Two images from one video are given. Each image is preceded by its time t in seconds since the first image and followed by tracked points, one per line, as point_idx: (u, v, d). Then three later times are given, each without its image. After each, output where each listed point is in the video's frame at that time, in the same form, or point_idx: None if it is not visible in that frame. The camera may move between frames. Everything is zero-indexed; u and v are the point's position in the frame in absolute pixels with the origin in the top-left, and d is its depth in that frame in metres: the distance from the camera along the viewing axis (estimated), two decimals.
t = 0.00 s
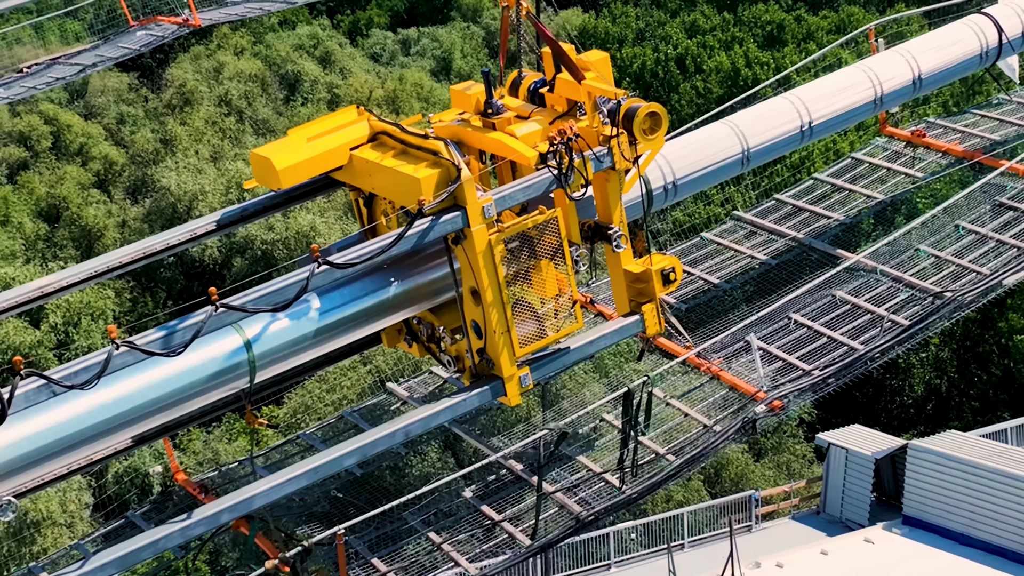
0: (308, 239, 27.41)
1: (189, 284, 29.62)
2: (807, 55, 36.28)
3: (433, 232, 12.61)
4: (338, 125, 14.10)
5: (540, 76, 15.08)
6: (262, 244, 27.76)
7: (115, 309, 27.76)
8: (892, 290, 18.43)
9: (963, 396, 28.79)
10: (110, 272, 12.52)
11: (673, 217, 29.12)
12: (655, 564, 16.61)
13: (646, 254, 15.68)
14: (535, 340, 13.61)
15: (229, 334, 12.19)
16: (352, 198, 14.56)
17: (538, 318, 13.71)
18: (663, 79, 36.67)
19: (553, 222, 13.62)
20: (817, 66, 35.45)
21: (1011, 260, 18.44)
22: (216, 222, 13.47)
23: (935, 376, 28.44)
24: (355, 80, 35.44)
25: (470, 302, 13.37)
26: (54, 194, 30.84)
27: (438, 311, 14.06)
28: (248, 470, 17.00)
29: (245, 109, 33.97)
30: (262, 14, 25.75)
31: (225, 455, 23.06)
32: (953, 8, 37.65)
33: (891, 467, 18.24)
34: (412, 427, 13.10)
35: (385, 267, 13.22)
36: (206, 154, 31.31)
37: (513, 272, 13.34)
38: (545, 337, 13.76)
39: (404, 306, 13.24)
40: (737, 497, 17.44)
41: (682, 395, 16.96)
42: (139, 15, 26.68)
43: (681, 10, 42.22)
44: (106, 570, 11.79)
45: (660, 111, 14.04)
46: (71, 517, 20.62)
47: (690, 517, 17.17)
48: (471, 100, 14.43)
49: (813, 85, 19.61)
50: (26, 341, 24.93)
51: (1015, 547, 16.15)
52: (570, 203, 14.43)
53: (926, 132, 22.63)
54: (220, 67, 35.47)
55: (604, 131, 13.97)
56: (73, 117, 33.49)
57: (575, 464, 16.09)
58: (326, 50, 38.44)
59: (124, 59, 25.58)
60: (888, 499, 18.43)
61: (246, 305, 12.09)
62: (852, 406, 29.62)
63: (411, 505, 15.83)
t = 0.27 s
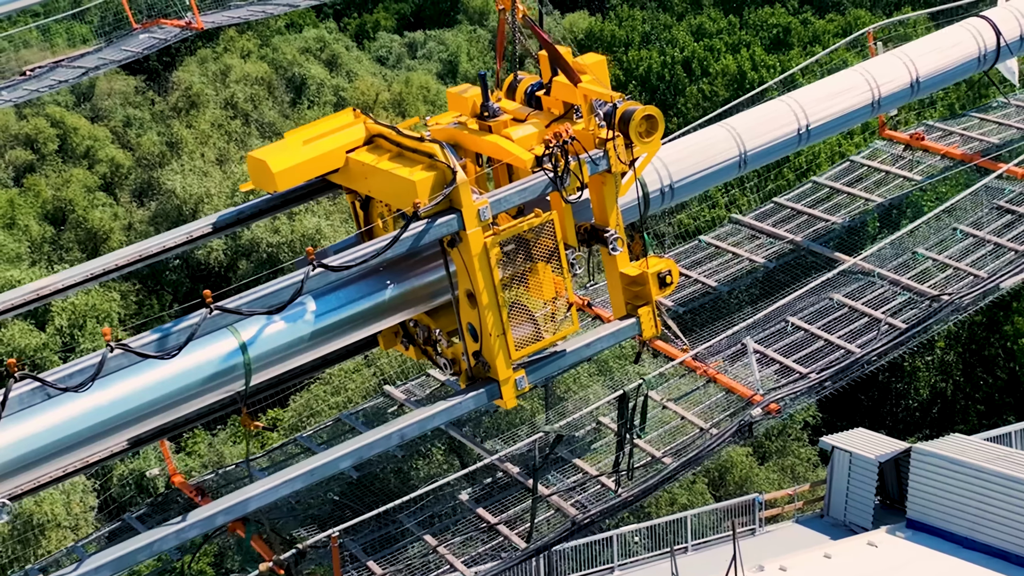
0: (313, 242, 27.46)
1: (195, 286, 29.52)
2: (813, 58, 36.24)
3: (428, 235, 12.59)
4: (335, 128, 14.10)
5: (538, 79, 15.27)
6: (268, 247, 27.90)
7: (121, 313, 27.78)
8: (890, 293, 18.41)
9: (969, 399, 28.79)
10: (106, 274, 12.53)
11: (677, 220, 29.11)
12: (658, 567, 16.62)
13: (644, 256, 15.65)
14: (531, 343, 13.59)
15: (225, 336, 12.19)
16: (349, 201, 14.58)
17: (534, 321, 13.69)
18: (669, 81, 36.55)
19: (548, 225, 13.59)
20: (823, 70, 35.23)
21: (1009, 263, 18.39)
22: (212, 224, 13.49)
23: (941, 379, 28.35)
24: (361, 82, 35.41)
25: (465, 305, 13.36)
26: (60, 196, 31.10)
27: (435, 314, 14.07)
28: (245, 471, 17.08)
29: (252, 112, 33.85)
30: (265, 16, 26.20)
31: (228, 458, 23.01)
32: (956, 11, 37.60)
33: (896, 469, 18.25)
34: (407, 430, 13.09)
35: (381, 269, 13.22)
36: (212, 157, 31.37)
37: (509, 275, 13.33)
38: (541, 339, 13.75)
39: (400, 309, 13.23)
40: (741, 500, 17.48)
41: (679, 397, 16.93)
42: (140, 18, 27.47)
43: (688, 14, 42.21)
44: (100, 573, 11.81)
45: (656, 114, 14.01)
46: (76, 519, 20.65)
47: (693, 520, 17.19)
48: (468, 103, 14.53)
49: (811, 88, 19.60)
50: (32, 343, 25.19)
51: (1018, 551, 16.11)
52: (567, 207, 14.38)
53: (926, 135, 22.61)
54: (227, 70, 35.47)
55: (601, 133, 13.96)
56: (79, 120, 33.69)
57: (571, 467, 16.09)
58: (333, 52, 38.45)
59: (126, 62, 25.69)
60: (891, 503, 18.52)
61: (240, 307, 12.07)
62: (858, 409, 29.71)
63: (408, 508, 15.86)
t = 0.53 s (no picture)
0: (318, 244, 27.66)
1: (199, 289, 29.27)
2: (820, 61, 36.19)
3: (424, 238, 12.60)
4: (331, 131, 14.08)
5: (534, 82, 15.12)
6: (273, 250, 28.10)
7: (125, 315, 27.85)
8: (887, 296, 18.38)
9: (974, 402, 28.50)
10: (102, 277, 12.60)
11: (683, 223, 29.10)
12: (661, 570, 16.54)
13: (640, 259, 15.63)
14: (526, 346, 13.61)
15: (221, 338, 12.20)
16: (344, 203, 14.57)
17: (530, 324, 13.75)
18: (676, 83, 36.36)
19: (544, 228, 13.62)
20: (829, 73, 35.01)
21: (1007, 265, 18.31)
22: (208, 226, 13.49)
23: (946, 383, 28.16)
24: (367, 85, 35.42)
25: (462, 307, 13.35)
26: (66, 199, 30.83)
27: (431, 316, 14.07)
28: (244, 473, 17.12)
29: (257, 115, 34.01)
30: (266, 19, 26.83)
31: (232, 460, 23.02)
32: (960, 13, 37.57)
33: (899, 472, 17.95)
34: (403, 433, 13.08)
35: (377, 272, 13.23)
36: (217, 159, 31.49)
37: (505, 278, 13.34)
38: (537, 342, 13.76)
39: (397, 312, 13.24)
40: (745, 503, 17.30)
41: (675, 401, 16.97)
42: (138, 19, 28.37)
43: (694, 16, 42.21)
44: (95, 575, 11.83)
45: (652, 117, 13.97)
46: (80, 522, 20.68)
47: (697, 523, 17.06)
48: (464, 106, 14.50)
49: (807, 91, 19.60)
50: (38, 345, 24.98)
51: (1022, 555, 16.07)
52: (562, 209, 14.36)
53: (924, 138, 22.61)
54: (234, 74, 35.51)
55: (597, 136, 13.98)
56: (86, 123, 33.39)
57: (568, 470, 16.06)
58: (339, 55, 38.53)
59: (128, 65, 25.49)
60: (896, 506, 18.22)
61: (235, 310, 12.07)
62: (864, 412, 29.92)
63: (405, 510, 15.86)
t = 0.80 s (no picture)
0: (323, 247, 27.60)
1: (205, 292, 29.24)
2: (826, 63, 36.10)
3: (420, 240, 12.61)
4: (328, 134, 14.08)
5: (532, 84, 15.14)
6: (279, 254, 28.03)
7: (131, 318, 27.78)
8: (885, 299, 18.37)
9: (979, 405, 27.98)
10: (98, 279, 12.61)
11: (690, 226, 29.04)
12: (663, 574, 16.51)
13: (637, 262, 15.59)
14: (522, 349, 13.58)
15: (217, 340, 12.20)
16: (341, 205, 14.56)
17: (526, 327, 13.68)
18: (682, 86, 36.26)
19: (541, 230, 13.60)
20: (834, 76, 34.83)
21: (1005, 269, 18.34)
22: (205, 229, 13.48)
23: (951, 386, 27.79)
24: (373, 88, 35.40)
25: (457, 310, 13.34)
26: (73, 202, 30.86)
27: (427, 319, 14.04)
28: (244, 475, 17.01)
29: (262, 118, 33.99)
30: (267, 22, 26.72)
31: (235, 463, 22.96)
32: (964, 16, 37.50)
33: (903, 476, 18.14)
34: (399, 435, 13.08)
35: (373, 274, 13.22)
36: (223, 162, 31.44)
37: (500, 280, 13.32)
38: (534, 344, 13.74)
39: (393, 314, 13.23)
40: (748, 506, 17.17)
41: (673, 404, 16.95)
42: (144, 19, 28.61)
43: (700, 19, 42.15)
44: None
45: (648, 120, 13.87)
46: (84, 524, 20.66)
47: (701, 526, 16.94)
48: (461, 109, 14.49)
49: (805, 94, 19.60)
50: (42, 348, 25.16)
51: None
52: (558, 212, 14.36)
53: (923, 141, 22.59)
54: (240, 76, 35.44)
55: (593, 139, 13.98)
56: (93, 126, 33.40)
57: (565, 473, 15.96)
58: (346, 58, 38.49)
59: (130, 68, 25.61)
60: (900, 509, 18.35)
61: (230, 312, 12.08)
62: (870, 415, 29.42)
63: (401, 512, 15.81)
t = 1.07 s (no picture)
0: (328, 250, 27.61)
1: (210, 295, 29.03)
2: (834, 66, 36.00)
3: (415, 243, 12.62)
4: (323, 136, 13.97)
5: (528, 87, 15.03)
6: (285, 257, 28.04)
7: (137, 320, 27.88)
8: (881, 302, 18.30)
9: (985, 408, 27.54)
10: (95, 282, 12.60)
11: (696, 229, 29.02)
12: None
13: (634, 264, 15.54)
14: (519, 352, 13.54)
15: (212, 343, 12.19)
16: (338, 208, 14.52)
17: (523, 330, 13.64)
18: (689, 91, 35.96)
19: (537, 234, 13.57)
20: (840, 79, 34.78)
21: (1003, 272, 18.30)
22: (201, 232, 13.44)
23: (957, 390, 27.22)
24: (379, 91, 35.41)
25: (454, 313, 13.32)
26: (79, 204, 31.03)
27: (424, 322, 14.01)
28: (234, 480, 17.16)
29: (268, 121, 34.08)
30: (271, 24, 27.09)
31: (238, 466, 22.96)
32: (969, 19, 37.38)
33: (907, 480, 18.21)
34: (394, 438, 13.06)
35: (369, 277, 13.20)
36: (229, 165, 31.41)
37: (496, 284, 13.30)
38: (530, 347, 13.70)
39: (389, 317, 13.20)
40: (751, 509, 17.38)
41: (669, 407, 16.92)
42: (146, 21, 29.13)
43: (707, 22, 42.11)
44: None
45: (645, 122, 13.99)
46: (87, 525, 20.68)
47: (705, 529, 17.06)
48: (457, 112, 14.44)
49: (803, 97, 19.57)
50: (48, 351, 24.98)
51: None
52: (555, 215, 14.28)
53: (922, 144, 22.53)
54: (247, 79, 35.46)
55: (589, 142, 13.97)
56: (99, 129, 33.46)
57: (561, 477, 15.90)
58: (352, 61, 38.50)
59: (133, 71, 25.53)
60: (902, 513, 18.46)
61: (225, 315, 12.09)
62: (875, 418, 29.06)
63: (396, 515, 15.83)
